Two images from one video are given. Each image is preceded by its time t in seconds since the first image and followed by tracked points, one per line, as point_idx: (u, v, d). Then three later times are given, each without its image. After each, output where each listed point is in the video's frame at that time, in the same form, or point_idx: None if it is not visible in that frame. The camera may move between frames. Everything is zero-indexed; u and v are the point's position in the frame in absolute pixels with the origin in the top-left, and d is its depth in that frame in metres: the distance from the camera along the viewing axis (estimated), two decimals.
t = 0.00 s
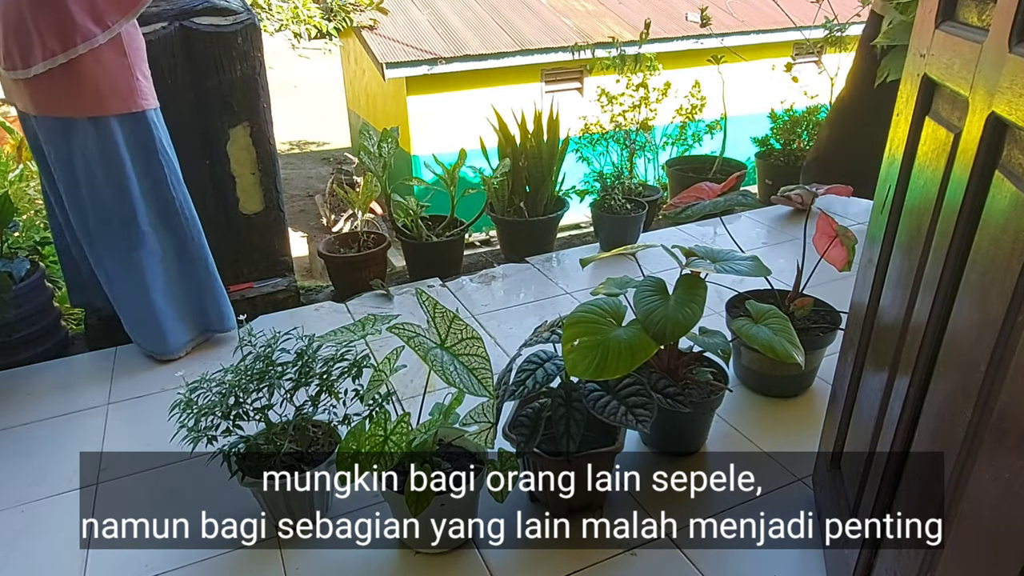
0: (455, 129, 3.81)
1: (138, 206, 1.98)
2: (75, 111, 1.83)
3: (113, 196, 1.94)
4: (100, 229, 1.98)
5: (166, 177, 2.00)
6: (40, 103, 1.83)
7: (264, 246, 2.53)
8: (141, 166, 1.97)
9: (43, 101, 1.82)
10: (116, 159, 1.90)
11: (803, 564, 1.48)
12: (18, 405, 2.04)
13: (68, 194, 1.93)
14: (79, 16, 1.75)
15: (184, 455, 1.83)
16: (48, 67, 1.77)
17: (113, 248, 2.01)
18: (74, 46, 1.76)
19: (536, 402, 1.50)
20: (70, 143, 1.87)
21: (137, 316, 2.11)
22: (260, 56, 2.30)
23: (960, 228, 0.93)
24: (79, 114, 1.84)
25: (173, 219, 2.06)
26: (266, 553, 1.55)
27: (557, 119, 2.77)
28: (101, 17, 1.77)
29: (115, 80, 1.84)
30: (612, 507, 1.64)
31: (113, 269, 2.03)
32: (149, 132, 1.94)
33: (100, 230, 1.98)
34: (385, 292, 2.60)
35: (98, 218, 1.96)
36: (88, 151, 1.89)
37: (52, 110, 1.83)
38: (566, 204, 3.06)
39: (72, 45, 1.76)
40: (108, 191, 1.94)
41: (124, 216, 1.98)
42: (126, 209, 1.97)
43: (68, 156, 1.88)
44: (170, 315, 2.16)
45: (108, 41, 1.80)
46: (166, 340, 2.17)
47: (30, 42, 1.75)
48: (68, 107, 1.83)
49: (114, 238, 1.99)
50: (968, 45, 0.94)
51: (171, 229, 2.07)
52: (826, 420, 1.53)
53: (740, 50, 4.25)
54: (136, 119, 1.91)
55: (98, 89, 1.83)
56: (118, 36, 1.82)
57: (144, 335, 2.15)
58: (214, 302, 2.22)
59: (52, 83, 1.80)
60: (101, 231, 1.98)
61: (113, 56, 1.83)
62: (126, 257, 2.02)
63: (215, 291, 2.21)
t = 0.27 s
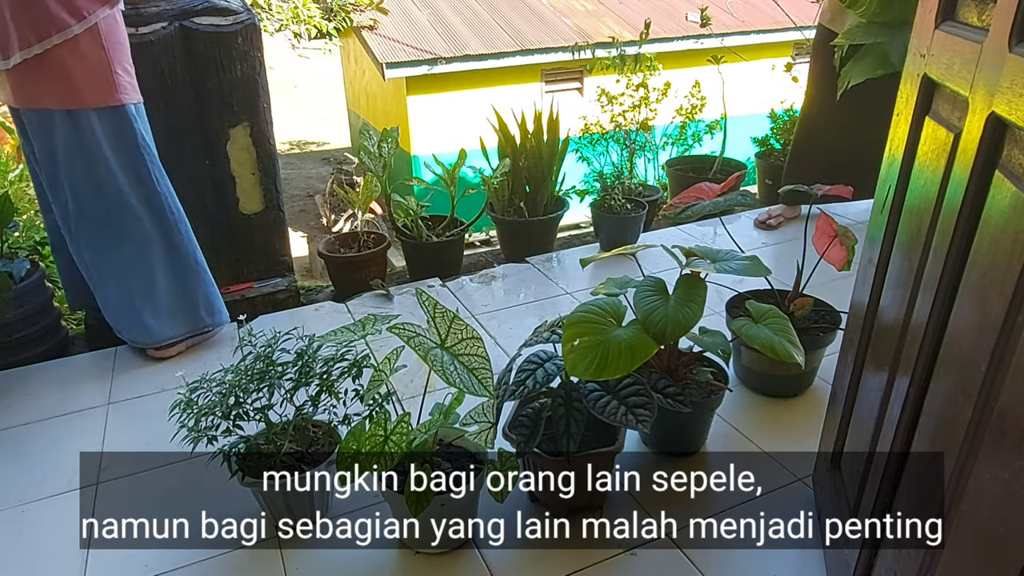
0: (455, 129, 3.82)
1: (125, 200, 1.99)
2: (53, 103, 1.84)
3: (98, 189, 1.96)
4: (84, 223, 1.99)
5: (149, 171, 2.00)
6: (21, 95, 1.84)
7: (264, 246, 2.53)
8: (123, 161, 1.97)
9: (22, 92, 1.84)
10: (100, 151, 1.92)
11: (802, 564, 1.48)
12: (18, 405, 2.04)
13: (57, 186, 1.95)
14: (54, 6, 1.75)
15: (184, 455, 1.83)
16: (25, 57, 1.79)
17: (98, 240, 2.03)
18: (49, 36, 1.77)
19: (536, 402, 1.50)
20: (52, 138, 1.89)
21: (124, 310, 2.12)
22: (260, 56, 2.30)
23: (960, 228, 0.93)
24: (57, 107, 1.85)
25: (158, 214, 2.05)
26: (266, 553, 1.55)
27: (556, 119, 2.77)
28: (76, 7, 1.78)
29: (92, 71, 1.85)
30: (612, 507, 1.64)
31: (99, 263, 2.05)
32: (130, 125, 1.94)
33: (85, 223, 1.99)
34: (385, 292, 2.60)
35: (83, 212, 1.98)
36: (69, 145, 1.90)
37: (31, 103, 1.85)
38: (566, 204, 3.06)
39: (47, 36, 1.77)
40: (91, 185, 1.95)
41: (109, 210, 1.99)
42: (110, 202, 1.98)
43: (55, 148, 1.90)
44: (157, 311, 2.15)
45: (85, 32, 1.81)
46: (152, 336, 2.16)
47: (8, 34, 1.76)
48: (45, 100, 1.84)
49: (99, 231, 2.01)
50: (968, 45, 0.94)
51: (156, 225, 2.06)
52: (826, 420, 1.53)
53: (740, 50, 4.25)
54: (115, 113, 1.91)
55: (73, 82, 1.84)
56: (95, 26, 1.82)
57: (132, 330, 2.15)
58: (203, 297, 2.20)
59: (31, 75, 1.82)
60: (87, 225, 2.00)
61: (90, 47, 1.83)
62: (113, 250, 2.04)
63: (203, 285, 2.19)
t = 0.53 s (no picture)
0: (455, 129, 3.82)
1: (123, 201, 1.99)
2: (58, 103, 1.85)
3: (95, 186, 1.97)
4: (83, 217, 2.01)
5: (148, 174, 1.98)
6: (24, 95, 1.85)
7: (264, 246, 2.53)
8: (125, 161, 1.95)
9: (23, 91, 1.84)
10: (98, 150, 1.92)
11: (802, 564, 1.48)
12: (18, 405, 2.04)
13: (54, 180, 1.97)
14: (62, 4, 1.76)
15: (184, 455, 1.83)
16: (31, 56, 1.78)
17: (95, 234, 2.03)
18: (57, 34, 1.77)
19: (536, 402, 1.50)
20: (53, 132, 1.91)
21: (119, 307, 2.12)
22: (260, 56, 2.30)
23: (960, 228, 0.93)
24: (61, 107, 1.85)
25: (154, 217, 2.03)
26: (266, 553, 1.55)
27: (557, 119, 2.77)
28: (84, 5, 1.79)
29: (97, 71, 1.84)
30: (612, 507, 1.64)
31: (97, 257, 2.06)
32: (133, 127, 1.93)
33: (82, 216, 2.01)
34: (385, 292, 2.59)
35: (80, 205, 2.00)
36: (68, 141, 1.91)
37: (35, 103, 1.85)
38: (566, 203, 3.06)
39: (55, 33, 1.76)
40: (88, 182, 1.96)
41: (105, 208, 1.99)
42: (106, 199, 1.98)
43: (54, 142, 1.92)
44: (150, 313, 2.14)
45: (92, 31, 1.81)
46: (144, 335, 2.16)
47: (14, 32, 1.75)
48: (51, 100, 1.84)
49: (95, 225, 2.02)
50: (968, 45, 0.94)
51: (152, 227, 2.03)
52: (826, 420, 1.53)
53: (740, 50, 4.25)
54: (120, 114, 1.90)
55: (78, 80, 1.83)
56: (102, 25, 1.82)
57: (126, 327, 2.15)
58: (197, 301, 2.17)
59: (36, 75, 1.82)
60: (85, 218, 2.02)
61: (96, 46, 1.83)
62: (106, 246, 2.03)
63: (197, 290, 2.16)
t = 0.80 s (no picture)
0: (456, 129, 3.82)
1: (131, 200, 2.00)
2: (66, 104, 1.86)
3: (103, 188, 1.97)
4: (90, 221, 2.01)
5: (157, 171, 2.02)
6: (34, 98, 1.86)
7: (265, 246, 2.53)
8: (133, 160, 1.99)
9: (29, 94, 1.85)
10: (106, 150, 1.93)
11: (802, 564, 1.48)
12: (18, 405, 2.04)
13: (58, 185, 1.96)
14: (69, 6, 1.78)
15: (184, 455, 1.83)
16: (39, 58, 1.80)
17: (103, 238, 2.03)
18: (65, 36, 1.79)
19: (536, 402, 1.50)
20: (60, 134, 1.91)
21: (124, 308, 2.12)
22: (260, 56, 2.30)
23: (960, 228, 0.93)
24: (68, 108, 1.87)
25: (163, 214, 2.07)
26: (266, 553, 1.55)
27: (557, 119, 2.77)
28: (90, 6, 1.80)
29: (104, 71, 1.87)
30: (612, 507, 1.64)
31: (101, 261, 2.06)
32: (142, 126, 1.97)
33: (88, 220, 2.01)
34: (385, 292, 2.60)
35: (86, 207, 1.99)
36: (77, 143, 1.92)
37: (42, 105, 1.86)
38: (566, 203, 3.06)
39: (64, 35, 1.78)
40: (95, 184, 1.97)
41: (113, 209, 2.00)
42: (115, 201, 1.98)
43: (60, 146, 1.92)
44: (156, 312, 2.15)
45: (98, 31, 1.83)
46: (151, 336, 2.17)
47: (23, 35, 1.77)
48: (58, 102, 1.86)
49: (102, 228, 2.02)
50: (968, 45, 0.94)
51: (159, 224, 2.07)
52: (826, 420, 1.53)
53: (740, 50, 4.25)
54: (129, 113, 1.94)
55: (85, 81, 1.85)
56: (108, 25, 1.84)
57: (134, 329, 2.15)
58: (203, 297, 2.21)
59: (43, 78, 1.84)
60: (91, 222, 2.01)
61: (103, 47, 1.85)
62: (113, 248, 2.04)
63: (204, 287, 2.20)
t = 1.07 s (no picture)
0: (456, 129, 3.82)
1: (135, 198, 2.01)
2: (71, 103, 1.87)
3: (108, 186, 1.98)
4: (93, 220, 2.01)
5: (162, 169, 2.03)
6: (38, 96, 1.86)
7: (264, 246, 2.53)
8: (136, 159, 2.00)
9: (33, 94, 1.85)
10: (111, 148, 1.94)
11: (803, 564, 1.48)
12: (18, 405, 2.04)
13: (62, 185, 1.96)
14: (74, 4, 1.79)
15: (184, 455, 1.83)
16: (45, 57, 1.81)
17: (106, 237, 2.03)
18: (71, 34, 1.80)
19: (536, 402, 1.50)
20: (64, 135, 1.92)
21: (129, 308, 2.13)
22: (260, 56, 2.30)
23: (960, 228, 0.93)
24: (73, 107, 1.87)
25: (167, 212, 2.08)
26: (266, 553, 1.55)
27: (556, 119, 2.77)
28: (93, 4, 1.82)
29: (109, 70, 1.88)
30: (612, 507, 1.64)
31: (104, 260, 2.06)
32: (147, 123, 1.99)
33: (94, 222, 2.01)
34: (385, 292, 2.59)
35: (90, 207, 1.99)
36: (83, 144, 1.93)
37: (47, 105, 1.86)
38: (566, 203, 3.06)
39: (69, 34, 1.80)
40: (100, 183, 1.97)
41: (117, 207, 2.00)
42: (119, 202, 1.99)
43: (65, 145, 1.92)
44: (161, 309, 2.16)
45: (103, 28, 1.85)
46: (154, 334, 2.17)
47: (28, 34, 1.79)
48: (63, 101, 1.87)
49: (106, 227, 2.02)
50: (968, 45, 0.94)
51: (163, 223, 2.09)
52: (826, 420, 1.53)
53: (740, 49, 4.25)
54: (134, 112, 1.96)
55: (89, 80, 1.86)
56: (112, 23, 1.86)
57: (136, 329, 2.15)
58: (207, 295, 2.21)
59: (47, 77, 1.84)
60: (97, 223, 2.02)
61: (107, 45, 1.87)
62: (116, 247, 2.04)
63: (208, 284, 2.20)
